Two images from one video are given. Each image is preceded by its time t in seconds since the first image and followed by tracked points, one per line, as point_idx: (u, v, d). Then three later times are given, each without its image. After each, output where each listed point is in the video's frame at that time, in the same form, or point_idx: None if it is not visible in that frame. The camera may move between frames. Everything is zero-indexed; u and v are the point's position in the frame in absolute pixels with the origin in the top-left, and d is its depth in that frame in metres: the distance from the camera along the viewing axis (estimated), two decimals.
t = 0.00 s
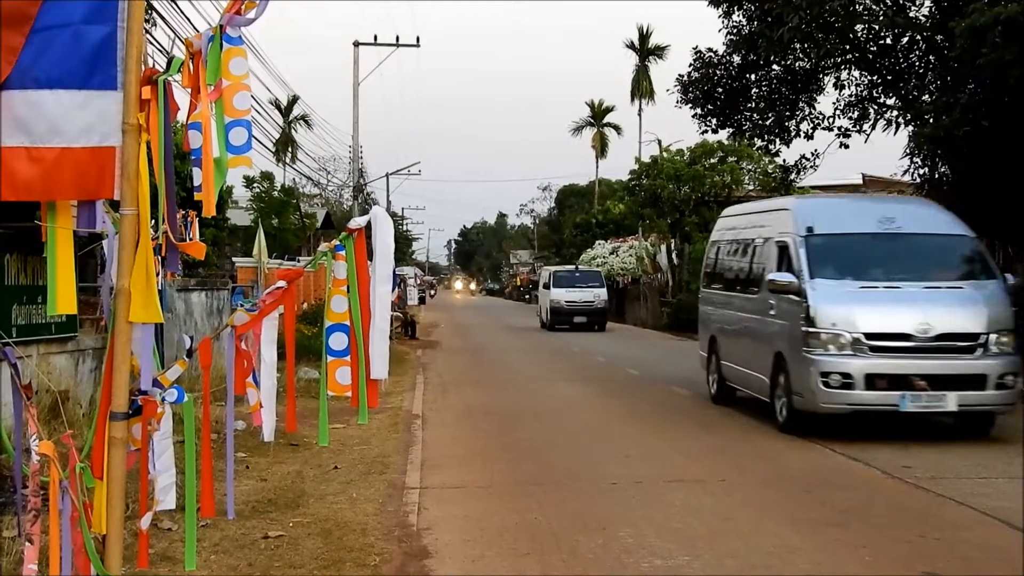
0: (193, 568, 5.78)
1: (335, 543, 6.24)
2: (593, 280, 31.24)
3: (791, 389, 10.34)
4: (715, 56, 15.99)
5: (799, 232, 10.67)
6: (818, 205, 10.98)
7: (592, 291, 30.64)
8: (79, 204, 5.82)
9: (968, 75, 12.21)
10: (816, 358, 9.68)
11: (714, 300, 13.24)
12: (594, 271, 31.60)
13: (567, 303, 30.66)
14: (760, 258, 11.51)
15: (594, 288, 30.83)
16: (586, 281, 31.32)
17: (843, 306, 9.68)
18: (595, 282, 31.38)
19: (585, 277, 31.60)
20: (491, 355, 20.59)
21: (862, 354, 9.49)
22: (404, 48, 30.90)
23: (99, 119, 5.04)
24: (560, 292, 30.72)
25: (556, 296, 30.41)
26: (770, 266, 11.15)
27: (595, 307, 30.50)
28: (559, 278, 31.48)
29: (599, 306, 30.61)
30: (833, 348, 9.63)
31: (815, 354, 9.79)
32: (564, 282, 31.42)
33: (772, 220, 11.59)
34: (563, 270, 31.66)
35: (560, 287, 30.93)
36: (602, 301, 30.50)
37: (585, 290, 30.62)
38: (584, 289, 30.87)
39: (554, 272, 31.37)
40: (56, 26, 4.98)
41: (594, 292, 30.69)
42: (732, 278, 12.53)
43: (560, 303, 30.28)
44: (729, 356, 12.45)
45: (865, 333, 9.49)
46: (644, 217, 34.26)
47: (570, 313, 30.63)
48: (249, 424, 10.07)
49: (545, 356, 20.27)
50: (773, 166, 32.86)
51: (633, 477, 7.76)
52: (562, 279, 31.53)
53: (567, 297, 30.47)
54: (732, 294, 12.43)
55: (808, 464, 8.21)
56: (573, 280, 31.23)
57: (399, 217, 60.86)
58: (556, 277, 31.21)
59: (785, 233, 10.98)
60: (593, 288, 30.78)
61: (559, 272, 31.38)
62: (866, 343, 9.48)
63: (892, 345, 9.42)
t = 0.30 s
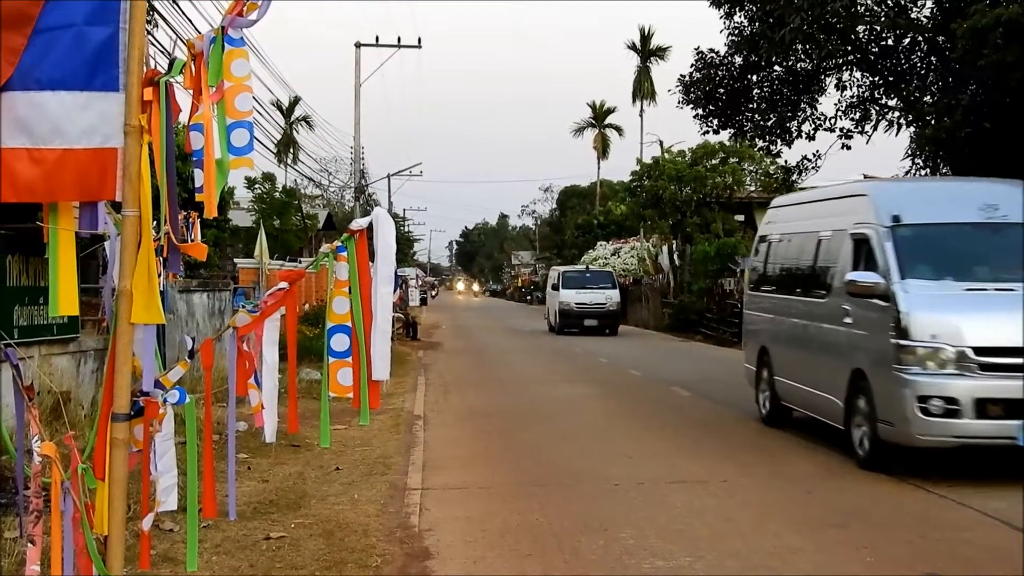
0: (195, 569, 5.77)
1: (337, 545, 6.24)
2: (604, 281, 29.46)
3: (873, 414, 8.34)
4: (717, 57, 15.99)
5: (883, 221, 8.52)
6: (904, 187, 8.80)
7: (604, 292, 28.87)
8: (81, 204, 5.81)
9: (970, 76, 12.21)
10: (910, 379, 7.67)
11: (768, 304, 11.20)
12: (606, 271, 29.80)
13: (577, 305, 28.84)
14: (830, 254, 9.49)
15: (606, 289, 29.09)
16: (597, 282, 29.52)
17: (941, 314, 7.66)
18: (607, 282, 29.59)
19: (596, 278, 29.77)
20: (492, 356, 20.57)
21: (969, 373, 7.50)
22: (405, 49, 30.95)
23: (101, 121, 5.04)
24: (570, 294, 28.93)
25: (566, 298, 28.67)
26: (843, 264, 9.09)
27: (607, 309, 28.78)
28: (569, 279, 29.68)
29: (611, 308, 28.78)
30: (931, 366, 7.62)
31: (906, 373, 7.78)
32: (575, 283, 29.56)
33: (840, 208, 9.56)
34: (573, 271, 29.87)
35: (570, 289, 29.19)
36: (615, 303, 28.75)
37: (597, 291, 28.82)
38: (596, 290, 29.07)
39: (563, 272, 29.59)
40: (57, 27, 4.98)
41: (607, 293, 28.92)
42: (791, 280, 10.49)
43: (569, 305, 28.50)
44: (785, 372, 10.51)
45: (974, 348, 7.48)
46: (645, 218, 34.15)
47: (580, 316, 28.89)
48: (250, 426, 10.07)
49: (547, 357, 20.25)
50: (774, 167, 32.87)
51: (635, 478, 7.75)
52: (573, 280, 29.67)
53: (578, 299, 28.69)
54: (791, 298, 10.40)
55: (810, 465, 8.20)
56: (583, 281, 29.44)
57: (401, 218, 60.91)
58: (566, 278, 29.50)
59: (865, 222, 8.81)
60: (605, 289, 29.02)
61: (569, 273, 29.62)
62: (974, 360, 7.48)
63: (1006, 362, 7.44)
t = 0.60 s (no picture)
0: (196, 569, 5.78)
1: (338, 545, 6.25)
2: (618, 283, 27.59)
3: None
4: (719, 58, 15.99)
5: None
6: None
7: (619, 295, 26.97)
8: (84, 205, 5.81)
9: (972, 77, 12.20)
10: None
11: (850, 307, 8.77)
12: (622, 271, 27.84)
13: (590, 309, 26.87)
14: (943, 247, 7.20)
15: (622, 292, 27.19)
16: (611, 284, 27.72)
17: None
18: (623, 285, 27.59)
19: (612, 279, 27.74)
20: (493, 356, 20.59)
21: None
22: (407, 49, 30.96)
23: (103, 121, 5.04)
24: (583, 296, 26.98)
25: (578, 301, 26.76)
26: (966, 262, 6.81)
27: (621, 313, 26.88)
28: (581, 279, 27.75)
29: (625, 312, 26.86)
30: None
31: None
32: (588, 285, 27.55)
33: (942, 189, 7.43)
34: (585, 271, 27.93)
35: (582, 291, 27.29)
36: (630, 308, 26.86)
37: (612, 294, 26.91)
38: (610, 292, 27.16)
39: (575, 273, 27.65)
40: (60, 28, 5.01)
41: (622, 296, 26.99)
42: (878, 281, 8.18)
43: (581, 308, 26.69)
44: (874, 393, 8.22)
45: None
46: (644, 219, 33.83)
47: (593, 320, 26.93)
48: (251, 426, 10.08)
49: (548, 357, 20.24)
50: (776, 169, 32.92)
51: (636, 479, 7.76)
52: (586, 282, 27.64)
53: (591, 302, 26.73)
54: (886, 303, 7.99)
55: (811, 466, 8.21)
56: (596, 282, 27.57)
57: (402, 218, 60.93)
58: (578, 279, 27.58)
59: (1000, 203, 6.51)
60: (620, 292, 27.13)
61: (581, 274, 27.70)
62: None
63: None
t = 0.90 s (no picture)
0: (198, 571, 5.78)
1: (340, 547, 6.25)
2: (634, 285, 26.07)
3: None
4: (721, 60, 15.98)
5: None
6: None
7: (635, 297, 25.51)
8: (87, 208, 5.81)
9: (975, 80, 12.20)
10: None
11: (957, 318, 6.92)
12: (638, 273, 26.35)
13: (604, 312, 25.42)
14: None
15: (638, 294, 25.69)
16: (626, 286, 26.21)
17: None
18: (639, 287, 26.09)
19: (627, 281, 26.22)
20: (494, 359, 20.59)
21: None
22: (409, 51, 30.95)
23: (107, 123, 5.04)
24: (596, 299, 25.55)
25: (591, 303, 25.35)
26: None
27: (638, 318, 25.45)
28: (594, 281, 26.25)
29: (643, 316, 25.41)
30: None
31: None
32: (602, 287, 26.01)
33: None
34: (599, 273, 26.41)
35: (596, 293, 25.88)
36: (647, 311, 25.35)
37: (628, 296, 25.43)
38: (625, 295, 25.67)
39: (588, 274, 26.15)
40: (65, 31, 5.05)
41: (638, 299, 25.52)
42: (1006, 282, 6.30)
43: (596, 312, 25.21)
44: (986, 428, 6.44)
45: None
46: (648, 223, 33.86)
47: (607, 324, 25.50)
48: (254, 428, 10.07)
49: (550, 359, 20.23)
50: (778, 171, 32.95)
51: (638, 482, 7.75)
52: (600, 283, 26.12)
53: (604, 305, 25.26)
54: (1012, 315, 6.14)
55: (813, 469, 8.20)
56: (611, 284, 26.06)
57: (404, 220, 60.99)
58: (591, 280, 26.08)
59: None
60: (636, 295, 25.65)
61: (594, 275, 26.16)
62: None
63: None
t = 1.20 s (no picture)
0: (203, 573, 5.79)
1: (345, 549, 6.25)
2: (655, 287, 24.98)
3: None
4: (726, 63, 16.00)
5: None
6: None
7: (656, 300, 24.48)
8: (94, 209, 5.80)
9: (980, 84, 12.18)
10: None
11: None
12: (661, 275, 25.16)
13: (623, 316, 24.39)
14: None
15: (659, 298, 24.60)
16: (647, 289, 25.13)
17: None
18: (661, 290, 24.96)
19: (648, 283, 25.10)
20: (499, 361, 20.59)
21: None
22: (414, 53, 30.97)
23: (114, 126, 5.04)
24: (615, 302, 24.47)
25: (609, 307, 24.29)
26: None
27: (660, 322, 24.33)
28: (613, 284, 25.20)
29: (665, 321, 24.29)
30: None
31: None
32: (622, 289, 24.91)
33: None
34: (618, 274, 25.44)
35: (614, 295, 24.78)
36: (670, 316, 24.27)
37: (649, 299, 24.38)
38: (647, 298, 24.58)
39: (606, 276, 25.08)
40: (73, 34, 5.07)
41: (660, 302, 24.45)
42: None
43: (616, 316, 24.12)
44: None
45: None
46: (653, 225, 33.88)
47: (627, 329, 24.38)
48: (259, 429, 10.09)
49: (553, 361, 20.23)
50: (784, 174, 32.87)
51: (643, 484, 7.74)
52: (619, 286, 25.03)
53: (624, 308, 24.20)
54: None
55: (818, 472, 8.19)
56: (630, 286, 25.04)
57: (409, 223, 61.06)
58: (609, 282, 25.06)
59: None
60: (658, 297, 24.57)
61: (613, 277, 25.17)
62: None
63: None
